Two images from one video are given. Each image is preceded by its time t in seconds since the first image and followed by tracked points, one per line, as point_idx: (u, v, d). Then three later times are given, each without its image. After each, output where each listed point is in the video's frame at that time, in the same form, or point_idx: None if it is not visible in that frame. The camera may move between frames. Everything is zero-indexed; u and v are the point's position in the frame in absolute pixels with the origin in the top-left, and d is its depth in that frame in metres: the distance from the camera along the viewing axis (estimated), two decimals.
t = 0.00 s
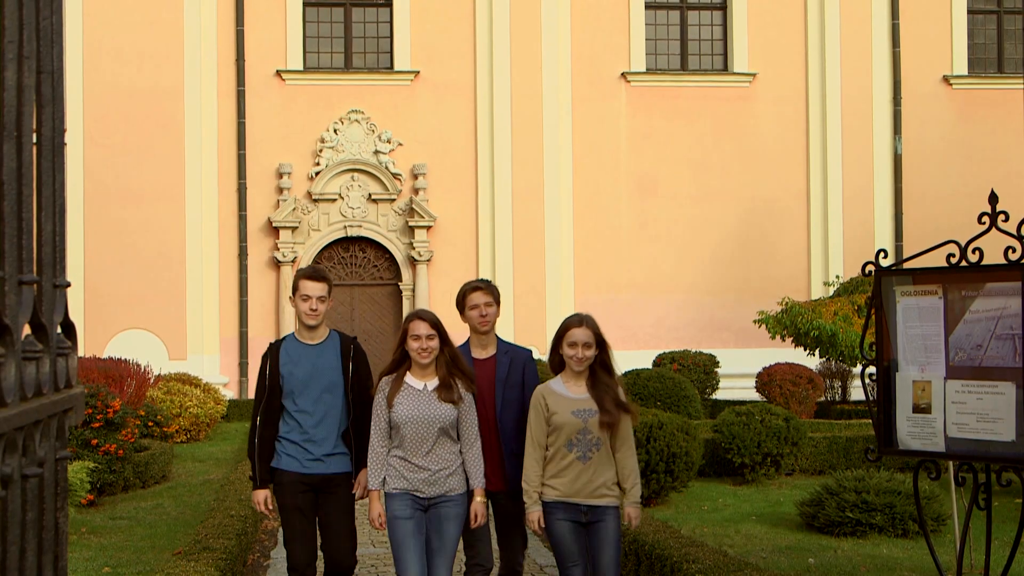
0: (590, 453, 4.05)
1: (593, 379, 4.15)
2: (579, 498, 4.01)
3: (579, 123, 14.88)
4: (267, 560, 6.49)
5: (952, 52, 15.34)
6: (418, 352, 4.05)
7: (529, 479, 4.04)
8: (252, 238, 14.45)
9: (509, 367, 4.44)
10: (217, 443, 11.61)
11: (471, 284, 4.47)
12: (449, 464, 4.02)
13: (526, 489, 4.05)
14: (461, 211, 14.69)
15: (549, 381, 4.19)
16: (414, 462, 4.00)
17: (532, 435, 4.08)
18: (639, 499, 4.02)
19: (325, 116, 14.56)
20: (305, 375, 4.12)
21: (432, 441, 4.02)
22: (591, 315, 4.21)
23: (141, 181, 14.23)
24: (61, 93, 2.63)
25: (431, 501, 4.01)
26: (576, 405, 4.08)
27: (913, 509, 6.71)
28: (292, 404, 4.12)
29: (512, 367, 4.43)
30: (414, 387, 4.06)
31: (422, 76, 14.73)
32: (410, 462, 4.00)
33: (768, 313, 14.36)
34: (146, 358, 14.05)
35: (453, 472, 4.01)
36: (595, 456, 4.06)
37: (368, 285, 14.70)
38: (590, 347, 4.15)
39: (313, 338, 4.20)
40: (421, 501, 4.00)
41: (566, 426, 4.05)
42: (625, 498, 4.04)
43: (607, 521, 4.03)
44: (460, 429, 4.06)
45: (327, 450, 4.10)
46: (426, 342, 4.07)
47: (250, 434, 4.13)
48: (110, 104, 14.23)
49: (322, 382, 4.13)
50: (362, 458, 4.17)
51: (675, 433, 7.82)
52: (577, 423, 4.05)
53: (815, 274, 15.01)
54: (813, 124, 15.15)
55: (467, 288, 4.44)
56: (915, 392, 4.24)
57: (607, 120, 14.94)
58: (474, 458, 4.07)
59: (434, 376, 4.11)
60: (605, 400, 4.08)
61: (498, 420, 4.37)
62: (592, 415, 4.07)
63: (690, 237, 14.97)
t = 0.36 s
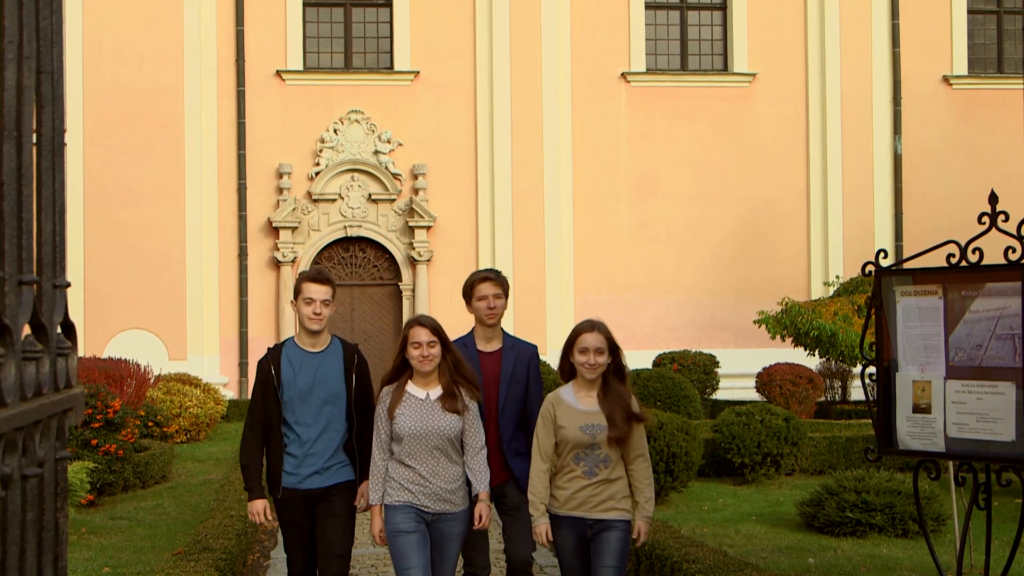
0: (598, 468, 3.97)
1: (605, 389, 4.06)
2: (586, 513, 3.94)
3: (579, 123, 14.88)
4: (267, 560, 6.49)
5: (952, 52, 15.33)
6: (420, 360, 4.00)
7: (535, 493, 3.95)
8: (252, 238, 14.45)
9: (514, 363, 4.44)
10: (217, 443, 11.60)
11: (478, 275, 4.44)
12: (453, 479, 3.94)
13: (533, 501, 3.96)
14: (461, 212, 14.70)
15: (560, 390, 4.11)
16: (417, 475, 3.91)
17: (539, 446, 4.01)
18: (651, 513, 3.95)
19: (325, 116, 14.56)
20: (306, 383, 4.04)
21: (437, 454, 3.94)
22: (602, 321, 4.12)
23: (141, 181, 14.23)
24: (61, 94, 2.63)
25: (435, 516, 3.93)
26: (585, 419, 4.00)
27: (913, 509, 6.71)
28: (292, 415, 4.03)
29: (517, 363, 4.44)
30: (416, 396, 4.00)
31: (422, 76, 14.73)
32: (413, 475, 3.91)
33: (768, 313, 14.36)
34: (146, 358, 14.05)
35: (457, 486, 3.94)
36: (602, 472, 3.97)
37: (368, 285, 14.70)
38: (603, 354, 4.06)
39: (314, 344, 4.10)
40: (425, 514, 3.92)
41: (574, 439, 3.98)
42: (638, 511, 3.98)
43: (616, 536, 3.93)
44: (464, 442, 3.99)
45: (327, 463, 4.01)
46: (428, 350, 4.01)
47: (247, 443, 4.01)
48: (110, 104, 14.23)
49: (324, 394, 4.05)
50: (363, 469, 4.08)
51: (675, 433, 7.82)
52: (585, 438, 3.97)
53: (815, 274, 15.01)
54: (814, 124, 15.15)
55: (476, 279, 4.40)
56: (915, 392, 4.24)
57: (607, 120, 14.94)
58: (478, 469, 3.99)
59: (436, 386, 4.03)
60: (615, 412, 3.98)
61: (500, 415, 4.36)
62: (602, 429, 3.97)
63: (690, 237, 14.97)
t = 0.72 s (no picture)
0: (615, 474, 3.81)
1: (624, 390, 3.91)
2: (601, 521, 3.79)
3: (579, 123, 14.88)
4: (267, 559, 6.48)
5: (952, 52, 15.33)
6: (416, 356, 3.77)
7: (548, 497, 3.82)
8: (252, 238, 14.45)
9: (524, 377, 4.18)
10: (217, 443, 11.61)
11: (492, 283, 4.19)
12: (457, 480, 3.76)
13: (544, 508, 3.82)
14: (461, 212, 14.69)
15: (576, 390, 3.97)
16: (418, 476, 3.71)
17: (553, 449, 3.87)
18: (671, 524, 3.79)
19: (324, 116, 14.56)
20: (315, 381, 3.80)
21: (441, 455, 3.74)
22: (622, 318, 4.00)
23: (141, 181, 14.24)
24: (60, 94, 2.63)
25: (438, 519, 3.74)
26: (601, 421, 3.86)
27: (912, 509, 6.71)
28: (299, 414, 3.79)
29: (528, 377, 4.17)
30: (412, 391, 3.79)
31: (422, 76, 14.74)
32: (414, 476, 3.71)
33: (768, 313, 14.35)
34: (146, 358, 14.05)
35: (461, 487, 3.75)
36: (620, 476, 3.82)
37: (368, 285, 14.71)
38: (621, 352, 3.93)
39: (326, 339, 3.87)
40: (427, 518, 3.72)
41: (589, 442, 3.83)
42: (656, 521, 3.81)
43: (632, 548, 3.79)
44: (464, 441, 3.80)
45: (335, 468, 3.77)
46: (424, 345, 3.79)
47: (252, 444, 3.76)
48: (111, 104, 14.24)
49: (333, 392, 3.81)
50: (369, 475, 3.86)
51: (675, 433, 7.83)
52: (601, 440, 3.83)
53: (815, 274, 15.00)
54: (813, 124, 15.15)
55: (490, 285, 4.15)
56: (915, 392, 4.24)
57: (607, 120, 14.94)
58: (478, 475, 3.81)
59: (433, 380, 3.83)
60: (635, 416, 3.83)
61: (509, 434, 4.10)
62: (619, 432, 3.83)
63: (690, 237, 14.97)
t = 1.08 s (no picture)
0: (630, 472, 3.78)
1: (637, 384, 3.88)
2: (616, 522, 3.76)
3: (579, 123, 14.88)
4: (267, 560, 6.47)
5: (951, 52, 15.31)
6: (418, 358, 3.72)
7: (561, 499, 3.83)
8: (252, 238, 14.45)
9: (533, 367, 4.16)
10: (217, 443, 11.61)
11: (500, 268, 4.14)
12: (460, 484, 3.72)
13: (557, 510, 3.83)
14: (461, 211, 14.69)
15: (588, 387, 3.96)
16: (420, 481, 3.66)
17: (567, 448, 3.87)
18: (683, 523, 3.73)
19: (324, 116, 14.55)
20: (316, 377, 3.80)
21: (445, 458, 3.70)
22: (634, 312, 3.97)
23: (141, 181, 14.24)
24: (60, 95, 2.63)
25: (439, 525, 3.68)
26: (614, 417, 3.84)
27: (912, 508, 6.71)
28: (300, 413, 3.77)
29: (537, 368, 4.15)
30: (415, 393, 3.74)
31: (422, 76, 14.74)
32: (416, 481, 3.66)
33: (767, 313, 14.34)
34: (146, 358, 14.06)
35: (464, 491, 3.71)
36: (635, 475, 3.79)
37: (368, 285, 14.74)
38: (634, 346, 3.91)
39: (327, 334, 3.86)
40: (428, 525, 3.67)
41: (602, 440, 3.81)
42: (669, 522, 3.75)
43: (647, 548, 3.77)
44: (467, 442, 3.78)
45: (338, 466, 3.75)
46: (427, 348, 3.73)
47: (255, 442, 3.77)
48: (111, 104, 14.25)
49: (334, 390, 3.80)
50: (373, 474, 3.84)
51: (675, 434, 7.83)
52: (615, 438, 3.80)
53: (814, 274, 15.01)
54: (813, 124, 15.15)
55: (498, 272, 4.11)
56: (915, 392, 4.23)
57: (606, 120, 14.94)
58: (482, 477, 3.82)
59: (435, 382, 3.79)
60: (650, 412, 3.80)
61: (519, 426, 4.08)
62: (632, 428, 3.81)
63: (690, 237, 14.97)
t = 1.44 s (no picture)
0: (645, 484, 3.71)
1: (647, 396, 3.83)
2: (631, 535, 3.68)
3: (576, 125, 14.97)
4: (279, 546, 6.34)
5: (929, 62, 15.37)
6: (430, 361, 3.70)
7: (573, 516, 3.71)
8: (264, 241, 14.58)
9: (539, 368, 4.14)
10: (231, 437, 11.82)
11: (501, 271, 4.16)
12: (470, 492, 3.64)
13: (569, 527, 3.69)
14: (463, 209, 14.79)
15: (598, 399, 3.88)
16: (428, 491, 3.59)
17: (578, 464, 3.77)
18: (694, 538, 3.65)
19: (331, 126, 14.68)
20: (321, 383, 3.74)
21: (453, 467, 3.63)
22: (643, 322, 3.96)
23: (145, 183, 14.32)
24: (81, 103, 2.75)
25: (447, 534, 3.61)
26: (627, 429, 3.76)
27: (892, 499, 6.85)
28: (306, 419, 3.73)
29: (544, 367, 4.13)
30: (424, 399, 3.69)
31: (426, 84, 14.84)
32: (424, 491, 3.59)
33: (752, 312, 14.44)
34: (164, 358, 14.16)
35: (474, 500, 3.64)
36: (650, 488, 3.72)
37: (374, 286, 14.87)
38: (642, 356, 3.88)
39: (327, 342, 3.81)
40: (436, 534, 3.60)
41: (616, 453, 3.72)
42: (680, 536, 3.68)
43: (665, 559, 3.70)
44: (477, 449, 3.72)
45: (345, 473, 3.70)
46: (438, 350, 3.71)
47: (263, 449, 3.76)
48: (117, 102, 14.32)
49: (338, 395, 3.74)
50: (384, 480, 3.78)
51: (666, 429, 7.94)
52: (629, 450, 3.72)
53: (798, 274, 15.05)
54: (802, 130, 15.20)
55: (499, 276, 4.12)
56: (895, 387, 4.34)
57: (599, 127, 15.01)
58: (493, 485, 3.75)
59: (446, 389, 3.74)
60: (662, 421, 3.74)
61: (524, 429, 4.06)
62: (646, 440, 3.74)
63: (683, 240, 15.05)
